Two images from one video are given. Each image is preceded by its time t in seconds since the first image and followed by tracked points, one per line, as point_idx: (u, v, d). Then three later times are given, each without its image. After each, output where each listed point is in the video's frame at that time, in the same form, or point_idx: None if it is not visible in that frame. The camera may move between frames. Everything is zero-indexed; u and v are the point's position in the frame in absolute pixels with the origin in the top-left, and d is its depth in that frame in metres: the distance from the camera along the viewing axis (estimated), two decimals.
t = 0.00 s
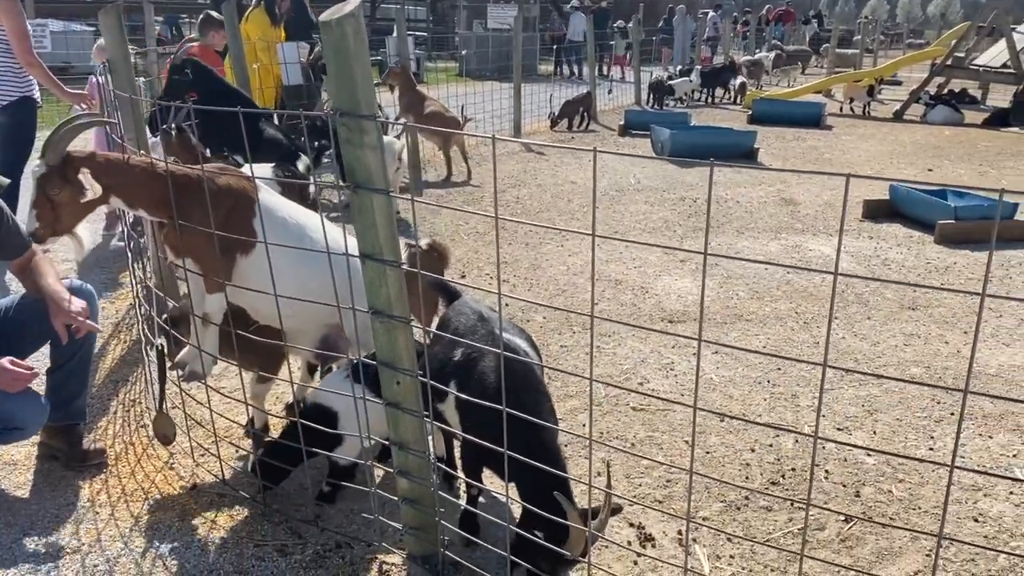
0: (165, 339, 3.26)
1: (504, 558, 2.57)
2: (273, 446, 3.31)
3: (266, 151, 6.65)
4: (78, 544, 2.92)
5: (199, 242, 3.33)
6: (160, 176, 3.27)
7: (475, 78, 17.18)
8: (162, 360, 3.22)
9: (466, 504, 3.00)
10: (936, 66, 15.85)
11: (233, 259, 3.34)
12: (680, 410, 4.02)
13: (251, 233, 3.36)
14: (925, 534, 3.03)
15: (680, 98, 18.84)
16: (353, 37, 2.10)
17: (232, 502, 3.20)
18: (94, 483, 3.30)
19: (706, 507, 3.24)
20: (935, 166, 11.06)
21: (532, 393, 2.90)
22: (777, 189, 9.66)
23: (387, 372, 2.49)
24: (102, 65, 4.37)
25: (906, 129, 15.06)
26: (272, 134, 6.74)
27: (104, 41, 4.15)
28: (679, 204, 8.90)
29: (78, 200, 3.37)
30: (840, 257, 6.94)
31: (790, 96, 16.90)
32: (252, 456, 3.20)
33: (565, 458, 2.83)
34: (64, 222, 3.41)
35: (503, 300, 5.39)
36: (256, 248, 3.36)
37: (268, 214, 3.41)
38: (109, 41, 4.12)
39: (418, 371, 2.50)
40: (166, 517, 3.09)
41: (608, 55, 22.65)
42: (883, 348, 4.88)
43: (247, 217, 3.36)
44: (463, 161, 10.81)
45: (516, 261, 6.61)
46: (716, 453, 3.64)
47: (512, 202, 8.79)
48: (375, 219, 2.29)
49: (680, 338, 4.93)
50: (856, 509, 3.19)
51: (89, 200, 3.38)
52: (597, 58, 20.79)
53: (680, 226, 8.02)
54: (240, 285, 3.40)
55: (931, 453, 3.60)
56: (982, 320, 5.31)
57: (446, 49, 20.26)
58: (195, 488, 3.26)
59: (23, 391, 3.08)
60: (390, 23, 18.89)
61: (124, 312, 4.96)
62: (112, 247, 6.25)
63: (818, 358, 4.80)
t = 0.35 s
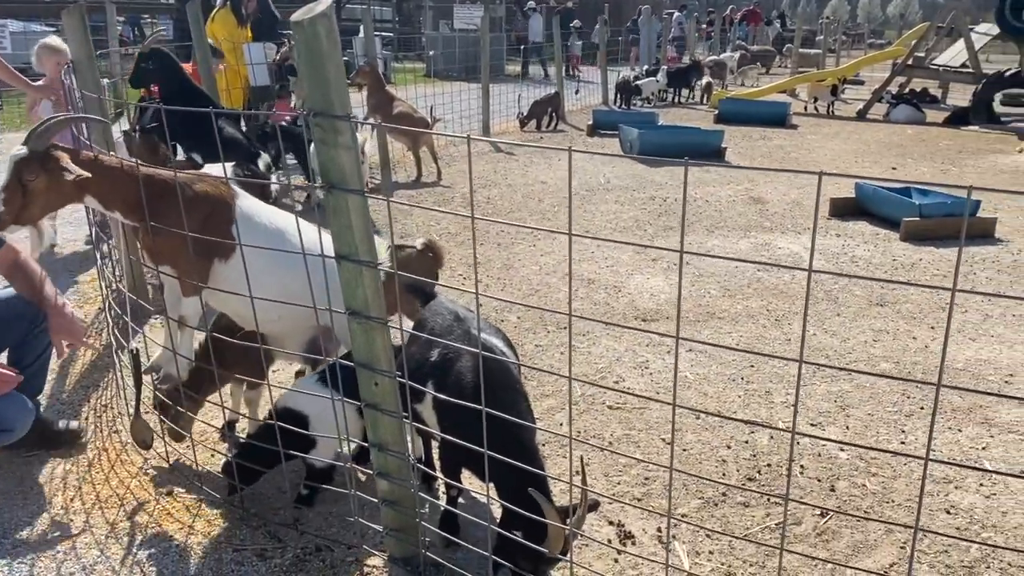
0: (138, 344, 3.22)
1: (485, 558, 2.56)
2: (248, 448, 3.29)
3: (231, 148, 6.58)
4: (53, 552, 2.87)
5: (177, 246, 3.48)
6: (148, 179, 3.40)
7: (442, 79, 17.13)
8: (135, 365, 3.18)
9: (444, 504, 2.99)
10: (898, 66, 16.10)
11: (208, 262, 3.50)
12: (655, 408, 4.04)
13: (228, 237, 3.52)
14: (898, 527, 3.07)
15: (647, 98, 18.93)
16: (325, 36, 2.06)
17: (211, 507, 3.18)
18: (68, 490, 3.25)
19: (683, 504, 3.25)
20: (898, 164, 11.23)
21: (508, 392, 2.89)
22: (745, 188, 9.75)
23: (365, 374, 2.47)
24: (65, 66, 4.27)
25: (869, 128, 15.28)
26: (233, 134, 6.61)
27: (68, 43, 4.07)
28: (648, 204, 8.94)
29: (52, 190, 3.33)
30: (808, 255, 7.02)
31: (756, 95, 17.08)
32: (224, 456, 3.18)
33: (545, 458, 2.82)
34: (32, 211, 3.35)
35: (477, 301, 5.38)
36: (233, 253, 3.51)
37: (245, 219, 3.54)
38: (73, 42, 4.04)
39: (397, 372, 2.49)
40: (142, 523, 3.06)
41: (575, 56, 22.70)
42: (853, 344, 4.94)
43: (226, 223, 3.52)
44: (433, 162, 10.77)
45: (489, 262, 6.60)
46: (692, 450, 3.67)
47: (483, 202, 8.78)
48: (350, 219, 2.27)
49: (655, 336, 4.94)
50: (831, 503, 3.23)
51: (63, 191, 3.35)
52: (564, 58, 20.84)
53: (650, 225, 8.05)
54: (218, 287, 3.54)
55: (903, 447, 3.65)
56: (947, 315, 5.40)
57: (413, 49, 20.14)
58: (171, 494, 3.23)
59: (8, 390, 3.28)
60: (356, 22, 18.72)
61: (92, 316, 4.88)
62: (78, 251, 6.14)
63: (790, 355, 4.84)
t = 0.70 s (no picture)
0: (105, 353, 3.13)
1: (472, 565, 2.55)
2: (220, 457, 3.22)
3: (181, 156, 6.48)
4: (18, 571, 2.78)
5: (144, 254, 3.43)
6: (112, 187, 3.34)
7: (399, 80, 17.03)
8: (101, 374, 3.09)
9: (424, 511, 2.96)
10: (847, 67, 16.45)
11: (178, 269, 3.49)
12: (628, 408, 4.05)
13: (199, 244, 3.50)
14: (875, 522, 3.12)
15: (603, 99, 19.05)
16: (307, 38, 2.03)
17: (183, 519, 3.11)
18: (31, 505, 3.14)
19: (663, 504, 3.26)
20: (851, 163, 11.45)
21: (490, 396, 2.87)
22: (703, 188, 9.86)
23: (346, 382, 2.43)
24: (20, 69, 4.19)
25: (821, 128, 15.57)
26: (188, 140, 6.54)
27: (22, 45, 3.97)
28: (610, 204, 8.99)
29: (10, 202, 3.23)
30: (769, 253, 7.12)
31: (711, 96, 17.29)
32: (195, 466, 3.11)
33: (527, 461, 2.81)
34: None
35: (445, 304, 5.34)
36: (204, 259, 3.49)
37: (217, 225, 3.54)
38: (28, 45, 3.95)
39: (379, 380, 2.45)
40: (111, 538, 2.97)
41: (530, 57, 22.77)
42: (819, 341, 5.02)
43: (196, 229, 3.49)
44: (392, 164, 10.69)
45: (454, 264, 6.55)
46: (667, 449, 3.68)
47: (445, 204, 8.73)
48: (332, 225, 2.23)
49: (624, 336, 4.96)
50: (807, 499, 3.26)
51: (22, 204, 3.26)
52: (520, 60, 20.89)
53: (612, 226, 8.09)
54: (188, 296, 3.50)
55: (873, 442, 3.71)
56: (907, 311, 5.51)
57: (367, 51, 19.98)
58: (140, 507, 3.14)
59: None
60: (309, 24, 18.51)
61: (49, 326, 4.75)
62: (29, 258, 5.96)
63: (757, 353, 4.90)
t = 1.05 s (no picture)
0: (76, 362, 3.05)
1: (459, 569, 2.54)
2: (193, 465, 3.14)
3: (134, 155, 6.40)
4: None
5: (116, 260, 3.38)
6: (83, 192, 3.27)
7: (355, 81, 16.89)
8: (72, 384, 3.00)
9: (408, 517, 2.94)
10: (799, 68, 16.76)
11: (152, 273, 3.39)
12: (604, 408, 4.07)
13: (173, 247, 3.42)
14: (851, 517, 3.18)
15: (560, 100, 19.12)
16: (301, 38, 2.03)
17: (157, 531, 3.03)
18: None
19: (644, 504, 3.28)
20: (806, 163, 11.67)
21: (480, 400, 2.88)
22: (663, 188, 9.95)
23: (334, 389, 2.40)
24: None
25: (775, 128, 15.84)
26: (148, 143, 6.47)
27: None
28: (573, 205, 9.02)
29: None
30: (731, 252, 7.22)
31: (667, 97, 17.48)
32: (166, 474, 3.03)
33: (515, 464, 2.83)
34: None
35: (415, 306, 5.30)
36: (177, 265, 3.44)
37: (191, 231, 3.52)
38: None
39: (367, 386, 2.43)
40: (84, 552, 2.88)
41: (487, 59, 22.77)
42: (785, 339, 5.10)
43: (169, 234, 3.42)
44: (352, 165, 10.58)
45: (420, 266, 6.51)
46: (645, 449, 3.70)
47: (408, 206, 8.68)
48: (323, 228, 2.21)
49: (595, 337, 4.99)
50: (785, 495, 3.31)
51: None
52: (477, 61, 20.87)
53: (575, 226, 8.12)
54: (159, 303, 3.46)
55: (845, 438, 3.78)
56: (868, 307, 5.63)
57: (322, 52, 19.78)
58: (113, 520, 3.06)
59: None
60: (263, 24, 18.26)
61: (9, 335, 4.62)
62: None
63: (726, 350, 4.96)
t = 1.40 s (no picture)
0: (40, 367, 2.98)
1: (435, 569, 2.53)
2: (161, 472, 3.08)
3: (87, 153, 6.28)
4: None
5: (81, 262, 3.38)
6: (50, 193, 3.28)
7: (309, 81, 16.67)
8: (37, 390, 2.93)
9: (385, 520, 2.93)
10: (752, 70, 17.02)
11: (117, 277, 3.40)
12: (575, 408, 4.08)
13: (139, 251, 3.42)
14: (821, 512, 3.24)
15: (516, 100, 19.13)
16: (278, 38, 2.00)
17: (125, 540, 2.97)
18: None
19: (618, 502, 3.31)
20: (760, 163, 11.86)
21: (459, 400, 2.95)
22: (622, 188, 10.01)
23: (309, 392, 2.36)
24: None
25: (728, 129, 16.07)
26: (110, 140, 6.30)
27: None
28: (533, 205, 9.03)
29: None
30: (691, 252, 7.30)
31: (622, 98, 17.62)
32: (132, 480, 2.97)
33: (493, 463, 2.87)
34: None
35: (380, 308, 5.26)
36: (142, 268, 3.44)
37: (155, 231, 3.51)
38: None
39: (345, 389, 2.40)
40: (51, 563, 2.81)
41: (442, 59, 22.67)
42: (748, 337, 5.17)
43: (134, 236, 3.43)
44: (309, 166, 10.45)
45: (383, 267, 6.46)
46: (616, 447, 3.73)
47: (368, 206, 8.61)
48: (299, 230, 2.17)
49: (562, 337, 5.00)
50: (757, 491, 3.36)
51: None
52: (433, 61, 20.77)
53: (537, 227, 8.12)
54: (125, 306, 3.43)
55: (811, 433, 3.86)
56: (826, 305, 5.74)
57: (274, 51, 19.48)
58: (80, 529, 2.99)
59: None
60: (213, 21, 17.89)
61: None
62: None
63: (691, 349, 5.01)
